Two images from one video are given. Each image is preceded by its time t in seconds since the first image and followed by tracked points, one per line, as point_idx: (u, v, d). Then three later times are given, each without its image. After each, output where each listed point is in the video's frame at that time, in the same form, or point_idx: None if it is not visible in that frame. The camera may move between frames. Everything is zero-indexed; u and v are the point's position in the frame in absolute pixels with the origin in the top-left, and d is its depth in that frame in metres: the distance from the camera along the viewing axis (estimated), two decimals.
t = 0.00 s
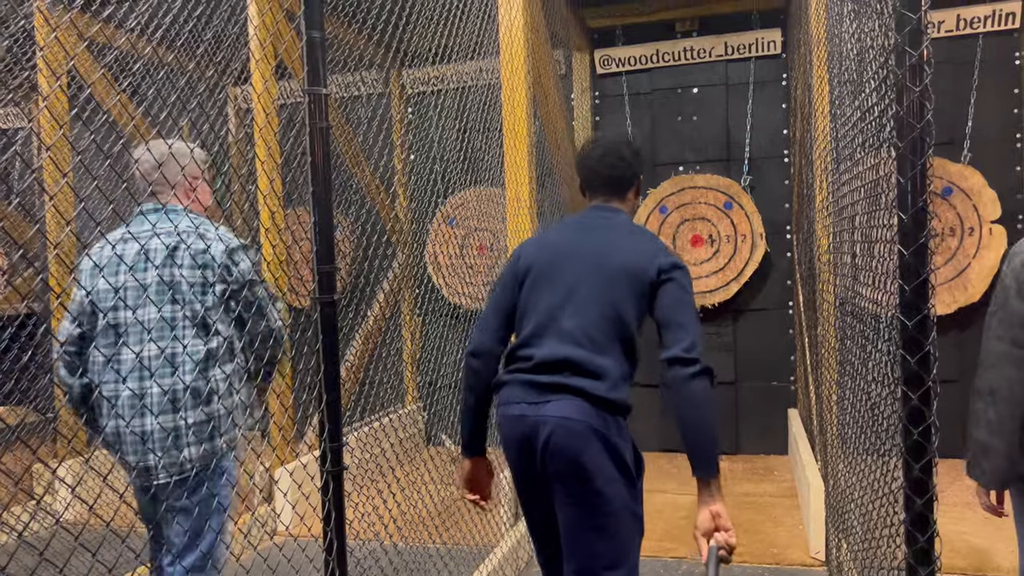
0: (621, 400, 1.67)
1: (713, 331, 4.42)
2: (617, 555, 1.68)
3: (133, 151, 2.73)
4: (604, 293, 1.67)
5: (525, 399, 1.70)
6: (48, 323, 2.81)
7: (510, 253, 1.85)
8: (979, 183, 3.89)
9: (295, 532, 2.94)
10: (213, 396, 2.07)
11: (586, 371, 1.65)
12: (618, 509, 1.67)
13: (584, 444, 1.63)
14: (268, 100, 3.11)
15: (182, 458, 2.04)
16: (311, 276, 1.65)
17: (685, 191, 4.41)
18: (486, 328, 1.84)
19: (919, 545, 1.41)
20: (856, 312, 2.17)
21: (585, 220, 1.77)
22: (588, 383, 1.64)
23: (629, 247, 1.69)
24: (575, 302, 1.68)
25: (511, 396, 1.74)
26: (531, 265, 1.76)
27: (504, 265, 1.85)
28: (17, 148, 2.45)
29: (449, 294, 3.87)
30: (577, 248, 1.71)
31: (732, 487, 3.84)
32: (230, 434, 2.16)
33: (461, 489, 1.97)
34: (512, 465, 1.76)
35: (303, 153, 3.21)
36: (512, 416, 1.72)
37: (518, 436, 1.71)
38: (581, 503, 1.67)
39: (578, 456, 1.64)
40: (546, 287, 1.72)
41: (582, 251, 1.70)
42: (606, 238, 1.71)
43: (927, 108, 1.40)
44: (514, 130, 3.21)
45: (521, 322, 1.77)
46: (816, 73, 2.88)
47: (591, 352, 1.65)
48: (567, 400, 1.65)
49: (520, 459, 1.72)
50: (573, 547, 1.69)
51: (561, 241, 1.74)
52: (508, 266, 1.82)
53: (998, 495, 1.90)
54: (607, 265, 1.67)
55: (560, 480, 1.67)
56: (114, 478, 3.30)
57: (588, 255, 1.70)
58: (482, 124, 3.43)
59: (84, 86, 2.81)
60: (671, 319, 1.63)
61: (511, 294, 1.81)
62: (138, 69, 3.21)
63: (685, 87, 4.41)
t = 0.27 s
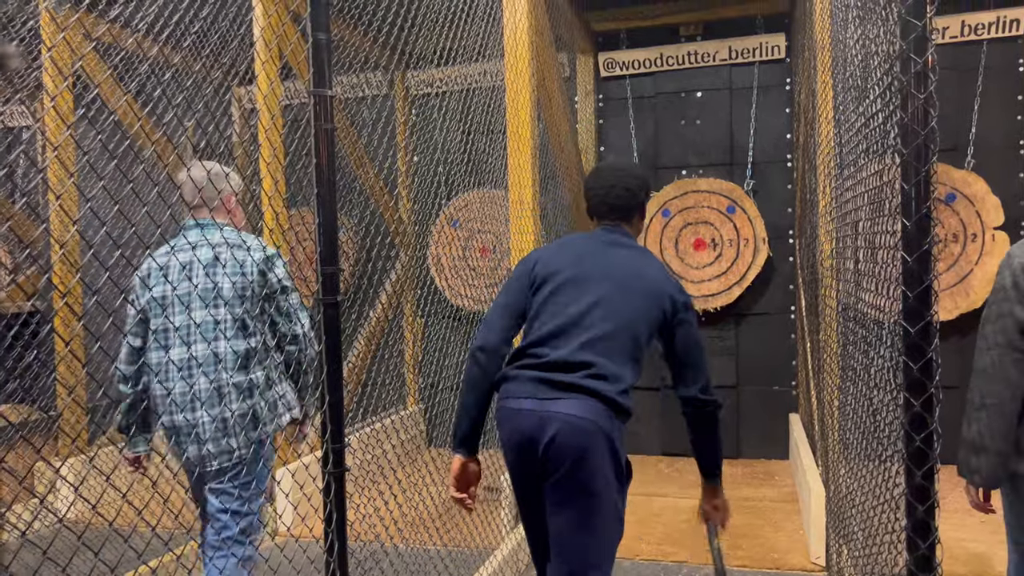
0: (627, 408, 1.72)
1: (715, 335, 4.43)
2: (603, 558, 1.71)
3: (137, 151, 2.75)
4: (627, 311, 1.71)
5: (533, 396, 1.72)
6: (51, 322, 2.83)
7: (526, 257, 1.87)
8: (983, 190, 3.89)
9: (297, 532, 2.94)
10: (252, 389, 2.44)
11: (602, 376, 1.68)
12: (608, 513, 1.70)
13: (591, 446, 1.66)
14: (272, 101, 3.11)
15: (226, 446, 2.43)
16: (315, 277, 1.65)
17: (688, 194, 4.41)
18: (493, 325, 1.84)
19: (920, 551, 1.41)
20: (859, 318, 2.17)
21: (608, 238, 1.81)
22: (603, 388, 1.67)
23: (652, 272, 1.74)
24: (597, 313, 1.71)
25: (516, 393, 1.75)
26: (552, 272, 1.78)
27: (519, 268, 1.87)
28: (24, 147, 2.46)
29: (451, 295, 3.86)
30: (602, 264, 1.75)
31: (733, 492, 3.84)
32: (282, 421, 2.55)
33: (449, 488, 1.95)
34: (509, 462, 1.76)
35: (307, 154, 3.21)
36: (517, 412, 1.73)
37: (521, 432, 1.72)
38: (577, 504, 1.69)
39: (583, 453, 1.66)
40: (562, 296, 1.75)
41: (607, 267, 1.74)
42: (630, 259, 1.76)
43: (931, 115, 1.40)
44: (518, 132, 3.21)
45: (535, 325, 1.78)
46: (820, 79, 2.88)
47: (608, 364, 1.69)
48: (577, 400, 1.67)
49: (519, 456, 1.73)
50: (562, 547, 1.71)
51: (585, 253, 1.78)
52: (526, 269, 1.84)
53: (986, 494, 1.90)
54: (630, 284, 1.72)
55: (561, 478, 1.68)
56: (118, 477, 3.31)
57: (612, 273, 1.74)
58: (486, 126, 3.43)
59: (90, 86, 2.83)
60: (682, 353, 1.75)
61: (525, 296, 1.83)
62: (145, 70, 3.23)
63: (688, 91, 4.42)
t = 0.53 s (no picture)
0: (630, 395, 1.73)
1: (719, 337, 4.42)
2: (622, 544, 1.70)
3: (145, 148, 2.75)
4: (634, 307, 1.73)
5: (537, 387, 1.72)
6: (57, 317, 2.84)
7: (532, 255, 1.88)
8: (990, 193, 3.88)
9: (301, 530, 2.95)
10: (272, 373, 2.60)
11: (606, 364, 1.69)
12: (623, 498, 1.69)
13: (594, 431, 1.66)
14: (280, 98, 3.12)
15: (256, 425, 2.86)
16: (322, 275, 1.65)
17: (693, 196, 4.40)
18: (498, 322, 1.84)
19: (926, 555, 1.40)
20: (865, 321, 2.17)
21: (614, 236, 1.82)
22: (607, 375, 1.68)
23: (656, 269, 1.75)
24: (604, 307, 1.72)
25: (522, 386, 1.76)
26: (557, 270, 1.79)
27: (524, 266, 1.88)
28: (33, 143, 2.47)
29: (456, 295, 3.85)
30: (608, 261, 1.76)
31: (737, 494, 3.83)
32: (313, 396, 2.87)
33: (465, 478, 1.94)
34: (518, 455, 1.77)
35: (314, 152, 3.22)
36: (522, 404, 1.74)
37: (527, 424, 1.73)
38: (586, 491, 1.69)
39: (587, 442, 1.66)
40: (568, 293, 1.76)
41: (612, 264, 1.76)
42: (635, 256, 1.77)
43: (941, 117, 1.40)
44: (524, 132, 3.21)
45: (541, 321, 1.79)
46: (828, 81, 2.88)
47: (615, 357, 1.70)
48: (579, 390, 1.68)
49: (527, 448, 1.74)
50: (577, 536, 1.71)
51: (591, 251, 1.79)
52: (532, 267, 1.84)
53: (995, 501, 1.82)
54: (635, 281, 1.74)
55: (567, 467, 1.69)
56: (123, 473, 3.32)
57: (617, 271, 1.75)
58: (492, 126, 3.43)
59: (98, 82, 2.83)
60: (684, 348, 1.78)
61: (530, 294, 1.83)
62: (153, 67, 3.24)
63: (694, 93, 4.41)
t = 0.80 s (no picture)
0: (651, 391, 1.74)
1: (727, 336, 4.41)
2: (651, 542, 1.70)
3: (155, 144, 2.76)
4: (644, 302, 1.72)
5: (558, 389, 1.73)
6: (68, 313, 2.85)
7: (536, 248, 1.87)
8: (1001, 193, 3.86)
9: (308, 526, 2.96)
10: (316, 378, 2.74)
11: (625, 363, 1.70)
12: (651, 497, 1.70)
13: (617, 430, 1.67)
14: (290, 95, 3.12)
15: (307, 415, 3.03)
16: (332, 270, 1.65)
17: (701, 195, 4.39)
18: (510, 321, 1.85)
19: (938, 556, 1.39)
20: (876, 321, 2.15)
21: (617, 222, 1.81)
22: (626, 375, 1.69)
23: (663, 253, 1.75)
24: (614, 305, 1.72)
25: (541, 387, 1.76)
26: (564, 264, 1.79)
27: (530, 260, 1.87)
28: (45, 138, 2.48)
29: (464, 292, 3.85)
30: (614, 250, 1.76)
31: (744, 493, 3.82)
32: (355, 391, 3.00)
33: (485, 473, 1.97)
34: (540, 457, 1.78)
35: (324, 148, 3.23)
36: (543, 406, 1.75)
37: (550, 426, 1.73)
38: (613, 491, 1.69)
39: (613, 442, 1.67)
40: (577, 287, 1.76)
41: (618, 254, 1.75)
42: (641, 242, 1.76)
43: (956, 116, 1.39)
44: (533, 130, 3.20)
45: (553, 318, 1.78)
46: (839, 80, 2.87)
47: (631, 350, 1.71)
48: (602, 389, 1.68)
49: (549, 450, 1.75)
50: (606, 536, 1.71)
51: (596, 242, 1.78)
52: (537, 262, 1.84)
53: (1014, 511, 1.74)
54: (642, 269, 1.73)
55: (592, 467, 1.70)
56: (133, 468, 3.34)
57: (624, 260, 1.74)
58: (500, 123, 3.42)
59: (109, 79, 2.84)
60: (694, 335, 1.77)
61: (540, 290, 1.83)
62: (165, 63, 3.25)
63: (704, 91, 4.40)
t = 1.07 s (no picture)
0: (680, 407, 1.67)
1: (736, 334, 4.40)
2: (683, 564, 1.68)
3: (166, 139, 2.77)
4: (655, 298, 1.65)
5: (579, 409, 1.68)
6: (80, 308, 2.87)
7: (541, 250, 1.81)
8: (1013, 191, 3.83)
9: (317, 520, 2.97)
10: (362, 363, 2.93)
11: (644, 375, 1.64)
12: (682, 520, 1.66)
13: (644, 453, 1.62)
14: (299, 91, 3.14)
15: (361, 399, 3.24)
16: (342, 266, 1.65)
17: (711, 191, 4.39)
18: (524, 332, 1.80)
19: (950, 556, 1.38)
20: (888, 319, 2.14)
21: (620, 216, 1.74)
22: (644, 383, 1.64)
23: (672, 244, 1.67)
24: (623, 304, 1.67)
25: (562, 406, 1.71)
26: (572, 268, 1.73)
27: (536, 264, 1.81)
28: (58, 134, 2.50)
29: (472, 289, 3.85)
30: (621, 249, 1.69)
31: (753, 491, 3.81)
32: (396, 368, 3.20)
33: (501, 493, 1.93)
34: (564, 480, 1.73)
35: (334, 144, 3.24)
36: (565, 427, 1.70)
37: (574, 448, 1.68)
38: (643, 513, 1.66)
39: (642, 464, 1.63)
40: (588, 293, 1.71)
41: (626, 252, 1.68)
42: (647, 236, 1.69)
43: (971, 112, 1.38)
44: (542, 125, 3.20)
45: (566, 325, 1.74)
46: (850, 76, 2.85)
47: (652, 358, 1.65)
48: (627, 408, 1.63)
49: (574, 475, 1.70)
50: (636, 559, 1.67)
51: (601, 240, 1.72)
52: (544, 267, 1.78)
53: None
54: (651, 266, 1.66)
55: (621, 489, 1.65)
56: (143, 462, 3.37)
57: (632, 258, 1.68)
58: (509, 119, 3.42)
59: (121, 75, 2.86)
60: (715, 329, 1.64)
61: (550, 298, 1.78)
62: (175, 59, 3.27)
63: (714, 87, 4.38)
